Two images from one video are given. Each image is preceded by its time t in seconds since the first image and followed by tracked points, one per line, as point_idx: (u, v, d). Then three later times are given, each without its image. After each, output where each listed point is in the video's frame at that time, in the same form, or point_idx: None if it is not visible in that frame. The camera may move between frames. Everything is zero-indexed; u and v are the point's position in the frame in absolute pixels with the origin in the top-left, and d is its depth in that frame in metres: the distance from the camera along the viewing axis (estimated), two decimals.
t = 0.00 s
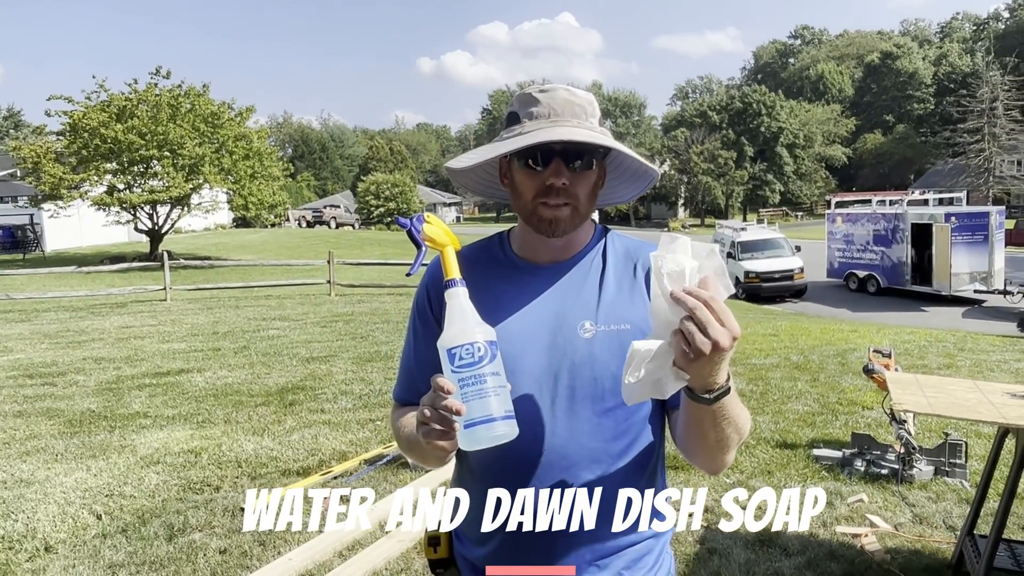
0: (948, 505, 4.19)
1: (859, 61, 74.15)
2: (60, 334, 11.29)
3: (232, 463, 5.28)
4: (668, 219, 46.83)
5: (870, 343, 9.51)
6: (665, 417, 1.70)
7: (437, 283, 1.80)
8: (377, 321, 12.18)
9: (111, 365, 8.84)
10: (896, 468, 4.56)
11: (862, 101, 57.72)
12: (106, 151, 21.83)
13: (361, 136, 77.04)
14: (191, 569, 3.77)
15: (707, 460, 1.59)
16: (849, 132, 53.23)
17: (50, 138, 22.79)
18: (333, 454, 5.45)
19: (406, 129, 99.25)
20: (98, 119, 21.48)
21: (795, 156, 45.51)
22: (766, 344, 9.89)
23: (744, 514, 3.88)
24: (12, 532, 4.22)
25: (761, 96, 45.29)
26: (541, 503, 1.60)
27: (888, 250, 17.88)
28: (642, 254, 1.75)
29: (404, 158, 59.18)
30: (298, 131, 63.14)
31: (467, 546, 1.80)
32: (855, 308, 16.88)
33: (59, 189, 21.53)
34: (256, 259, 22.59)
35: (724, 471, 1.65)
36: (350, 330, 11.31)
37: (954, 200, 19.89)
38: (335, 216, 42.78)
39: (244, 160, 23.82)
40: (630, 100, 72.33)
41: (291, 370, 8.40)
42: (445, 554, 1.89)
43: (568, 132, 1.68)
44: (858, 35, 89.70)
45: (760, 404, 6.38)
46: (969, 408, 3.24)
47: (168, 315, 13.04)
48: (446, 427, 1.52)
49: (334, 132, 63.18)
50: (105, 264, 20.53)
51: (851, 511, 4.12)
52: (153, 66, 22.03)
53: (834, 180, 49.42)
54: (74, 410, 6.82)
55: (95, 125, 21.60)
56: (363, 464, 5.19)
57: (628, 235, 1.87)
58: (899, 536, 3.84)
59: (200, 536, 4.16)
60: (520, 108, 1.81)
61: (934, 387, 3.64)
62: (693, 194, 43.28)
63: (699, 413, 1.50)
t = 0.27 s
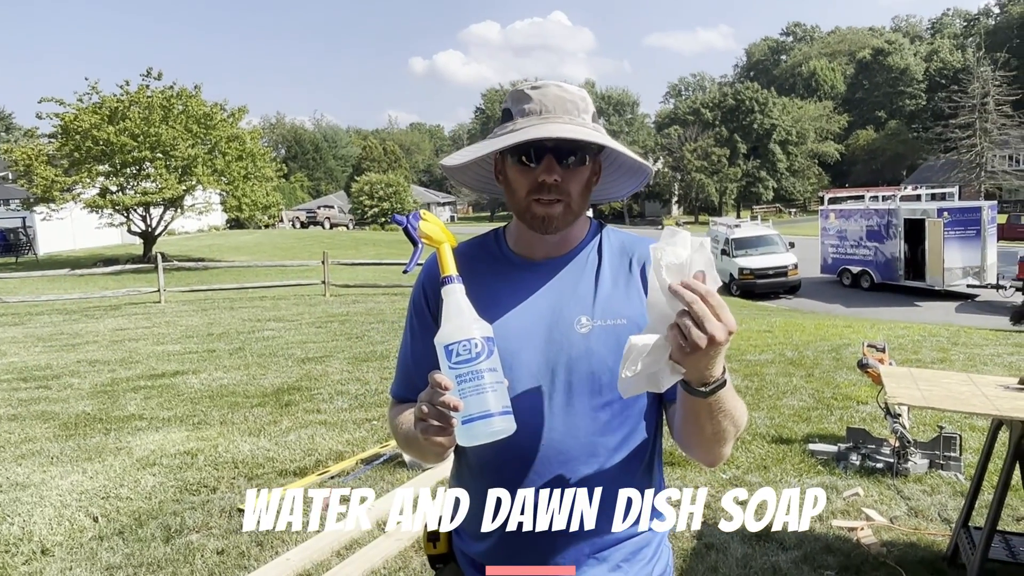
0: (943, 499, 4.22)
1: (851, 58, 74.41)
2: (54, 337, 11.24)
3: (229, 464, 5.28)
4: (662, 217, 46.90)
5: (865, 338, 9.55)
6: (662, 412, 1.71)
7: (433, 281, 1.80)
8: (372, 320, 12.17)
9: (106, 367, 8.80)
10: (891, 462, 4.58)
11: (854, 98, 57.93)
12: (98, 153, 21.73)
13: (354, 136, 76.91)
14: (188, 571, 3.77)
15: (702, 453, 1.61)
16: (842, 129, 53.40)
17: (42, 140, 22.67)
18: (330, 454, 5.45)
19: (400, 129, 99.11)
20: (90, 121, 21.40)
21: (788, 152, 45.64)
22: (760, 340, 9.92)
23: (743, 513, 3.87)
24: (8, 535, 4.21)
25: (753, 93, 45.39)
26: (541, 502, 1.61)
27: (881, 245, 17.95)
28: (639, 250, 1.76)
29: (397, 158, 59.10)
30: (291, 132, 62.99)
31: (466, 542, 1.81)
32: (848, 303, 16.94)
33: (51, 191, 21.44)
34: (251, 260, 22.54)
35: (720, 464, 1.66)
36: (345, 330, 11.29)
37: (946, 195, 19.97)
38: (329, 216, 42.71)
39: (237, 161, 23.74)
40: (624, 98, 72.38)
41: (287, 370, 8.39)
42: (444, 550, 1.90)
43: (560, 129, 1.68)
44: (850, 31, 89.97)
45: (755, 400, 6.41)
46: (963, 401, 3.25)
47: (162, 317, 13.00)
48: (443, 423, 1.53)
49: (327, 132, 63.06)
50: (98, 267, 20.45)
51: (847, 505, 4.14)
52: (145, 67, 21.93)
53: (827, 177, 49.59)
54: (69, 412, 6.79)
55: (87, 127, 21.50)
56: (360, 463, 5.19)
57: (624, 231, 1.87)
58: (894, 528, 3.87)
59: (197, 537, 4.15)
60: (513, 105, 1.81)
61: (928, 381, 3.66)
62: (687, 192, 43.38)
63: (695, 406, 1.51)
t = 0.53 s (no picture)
0: (938, 494, 4.24)
1: (844, 56, 74.64)
2: (49, 339, 11.21)
3: (225, 465, 5.27)
4: (658, 215, 46.98)
5: (860, 335, 9.58)
6: (658, 409, 1.71)
7: (428, 280, 1.80)
8: (369, 321, 12.16)
9: (101, 369, 8.79)
10: (887, 458, 4.59)
11: (848, 95, 58.10)
12: (92, 155, 21.67)
13: (349, 137, 76.82)
14: (187, 572, 3.77)
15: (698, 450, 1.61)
16: (836, 126, 53.54)
17: (36, 143, 22.61)
18: (327, 455, 5.45)
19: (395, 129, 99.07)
20: (84, 123, 21.33)
21: (783, 150, 45.74)
22: (756, 338, 9.95)
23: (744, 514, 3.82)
24: (4, 538, 4.20)
25: (748, 91, 45.48)
26: (541, 503, 1.61)
27: (876, 242, 18.01)
28: (632, 245, 1.77)
29: (393, 158, 59.08)
30: (286, 132, 62.91)
31: (464, 541, 1.81)
32: (843, 300, 17.00)
33: (45, 194, 21.35)
34: (246, 261, 22.52)
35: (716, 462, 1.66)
36: (341, 331, 11.30)
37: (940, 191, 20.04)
38: (325, 217, 42.70)
39: (232, 162, 23.69)
40: (618, 97, 72.45)
41: (284, 372, 8.37)
42: (441, 549, 1.90)
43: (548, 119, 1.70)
44: (844, 29, 90.23)
45: (751, 397, 6.43)
46: (957, 396, 3.27)
47: (158, 319, 12.97)
48: (439, 423, 1.52)
49: (322, 133, 62.99)
50: (94, 269, 20.39)
51: (843, 501, 4.16)
52: (138, 68, 21.89)
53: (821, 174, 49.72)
54: (64, 415, 6.77)
55: (81, 129, 21.45)
56: (357, 464, 5.19)
57: (617, 228, 1.88)
58: (890, 524, 3.88)
59: (194, 540, 4.14)
60: (501, 100, 1.83)
61: (923, 377, 3.67)
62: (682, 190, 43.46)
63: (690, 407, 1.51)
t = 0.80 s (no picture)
0: (936, 492, 4.25)
1: (840, 55, 74.81)
2: (46, 342, 11.18)
3: (223, 467, 5.26)
4: (655, 215, 47.02)
5: (857, 333, 9.59)
6: (659, 407, 1.71)
7: (426, 283, 1.80)
8: (366, 322, 12.15)
9: (99, 371, 8.77)
10: (885, 456, 4.61)
11: (844, 94, 58.21)
12: (88, 156, 21.61)
13: (346, 137, 76.75)
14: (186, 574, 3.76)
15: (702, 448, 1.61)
16: (832, 125, 53.63)
17: (31, 145, 22.56)
18: (325, 456, 5.44)
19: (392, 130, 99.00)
20: (80, 124, 21.28)
21: (779, 149, 45.81)
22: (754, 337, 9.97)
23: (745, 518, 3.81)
24: (2, 541, 4.18)
25: (744, 91, 45.53)
26: (541, 505, 1.61)
27: (872, 241, 18.04)
28: (629, 242, 1.77)
29: (390, 158, 59.02)
30: (282, 133, 62.86)
31: (465, 545, 1.81)
32: (840, 299, 17.03)
33: (41, 196, 21.28)
34: (243, 263, 22.49)
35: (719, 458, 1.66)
36: (339, 332, 11.28)
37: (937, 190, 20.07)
38: (321, 218, 42.66)
39: (228, 163, 23.65)
40: (615, 96, 72.51)
41: (281, 373, 8.36)
42: (441, 551, 1.91)
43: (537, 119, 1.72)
44: (839, 28, 90.42)
45: (749, 396, 6.43)
46: (955, 394, 3.27)
47: (155, 321, 12.96)
48: (439, 427, 1.52)
49: (318, 134, 62.93)
50: (90, 271, 20.34)
51: (841, 500, 4.17)
52: (134, 70, 21.86)
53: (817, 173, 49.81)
54: (62, 418, 6.76)
55: (77, 131, 21.40)
56: (355, 464, 5.19)
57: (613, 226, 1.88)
58: (888, 522, 3.89)
59: (192, 541, 4.14)
60: (487, 106, 1.83)
61: (920, 375, 3.68)
62: (679, 189, 43.51)
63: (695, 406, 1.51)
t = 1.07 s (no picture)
0: (935, 491, 4.26)
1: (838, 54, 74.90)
2: (44, 342, 11.16)
3: (221, 468, 5.25)
4: (652, 214, 47.04)
5: (856, 332, 9.60)
6: (660, 406, 1.71)
7: (423, 287, 1.80)
8: (365, 322, 12.15)
9: (96, 372, 8.75)
10: (883, 455, 4.61)
11: (842, 93, 58.29)
12: (85, 156, 21.57)
13: (344, 137, 76.69)
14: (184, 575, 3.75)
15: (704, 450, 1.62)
16: (830, 124, 53.68)
17: (28, 144, 22.51)
18: (323, 456, 5.44)
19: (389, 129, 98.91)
20: (77, 124, 21.24)
21: (777, 148, 45.83)
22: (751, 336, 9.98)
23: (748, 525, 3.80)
24: None
25: (741, 90, 45.56)
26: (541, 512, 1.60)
27: (870, 240, 18.06)
28: (626, 244, 1.76)
29: (387, 158, 58.97)
30: (280, 133, 62.80)
31: (464, 547, 1.81)
32: (838, 298, 17.05)
33: (38, 196, 21.24)
34: (241, 263, 22.46)
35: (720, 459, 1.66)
36: (337, 332, 11.28)
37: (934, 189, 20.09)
38: (319, 217, 42.64)
39: (226, 163, 23.62)
40: (613, 95, 72.55)
41: (280, 373, 8.35)
42: (440, 554, 1.91)
43: (528, 122, 1.72)
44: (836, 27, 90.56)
45: (747, 396, 6.44)
46: (953, 394, 3.27)
47: (153, 321, 12.93)
48: (439, 433, 1.52)
49: (316, 133, 62.88)
50: (87, 271, 20.30)
51: (839, 499, 4.17)
52: (131, 70, 21.82)
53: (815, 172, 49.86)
54: (59, 418, 6.74)
55: (74, 131, 21.36)
56: (354, 465, 5.19)
57: (610, 226, 1.87)
58: (886, 522, 3.90)
59: (190, 542, 4.13)
60: (478, 109, 1.83)
61: (918, 375, 3.69)
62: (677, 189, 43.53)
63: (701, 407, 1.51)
